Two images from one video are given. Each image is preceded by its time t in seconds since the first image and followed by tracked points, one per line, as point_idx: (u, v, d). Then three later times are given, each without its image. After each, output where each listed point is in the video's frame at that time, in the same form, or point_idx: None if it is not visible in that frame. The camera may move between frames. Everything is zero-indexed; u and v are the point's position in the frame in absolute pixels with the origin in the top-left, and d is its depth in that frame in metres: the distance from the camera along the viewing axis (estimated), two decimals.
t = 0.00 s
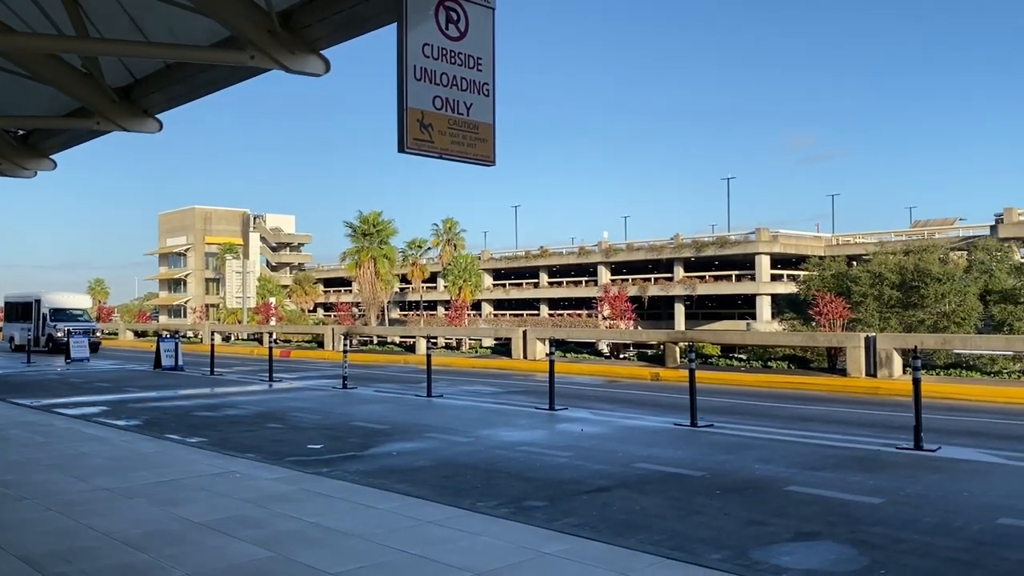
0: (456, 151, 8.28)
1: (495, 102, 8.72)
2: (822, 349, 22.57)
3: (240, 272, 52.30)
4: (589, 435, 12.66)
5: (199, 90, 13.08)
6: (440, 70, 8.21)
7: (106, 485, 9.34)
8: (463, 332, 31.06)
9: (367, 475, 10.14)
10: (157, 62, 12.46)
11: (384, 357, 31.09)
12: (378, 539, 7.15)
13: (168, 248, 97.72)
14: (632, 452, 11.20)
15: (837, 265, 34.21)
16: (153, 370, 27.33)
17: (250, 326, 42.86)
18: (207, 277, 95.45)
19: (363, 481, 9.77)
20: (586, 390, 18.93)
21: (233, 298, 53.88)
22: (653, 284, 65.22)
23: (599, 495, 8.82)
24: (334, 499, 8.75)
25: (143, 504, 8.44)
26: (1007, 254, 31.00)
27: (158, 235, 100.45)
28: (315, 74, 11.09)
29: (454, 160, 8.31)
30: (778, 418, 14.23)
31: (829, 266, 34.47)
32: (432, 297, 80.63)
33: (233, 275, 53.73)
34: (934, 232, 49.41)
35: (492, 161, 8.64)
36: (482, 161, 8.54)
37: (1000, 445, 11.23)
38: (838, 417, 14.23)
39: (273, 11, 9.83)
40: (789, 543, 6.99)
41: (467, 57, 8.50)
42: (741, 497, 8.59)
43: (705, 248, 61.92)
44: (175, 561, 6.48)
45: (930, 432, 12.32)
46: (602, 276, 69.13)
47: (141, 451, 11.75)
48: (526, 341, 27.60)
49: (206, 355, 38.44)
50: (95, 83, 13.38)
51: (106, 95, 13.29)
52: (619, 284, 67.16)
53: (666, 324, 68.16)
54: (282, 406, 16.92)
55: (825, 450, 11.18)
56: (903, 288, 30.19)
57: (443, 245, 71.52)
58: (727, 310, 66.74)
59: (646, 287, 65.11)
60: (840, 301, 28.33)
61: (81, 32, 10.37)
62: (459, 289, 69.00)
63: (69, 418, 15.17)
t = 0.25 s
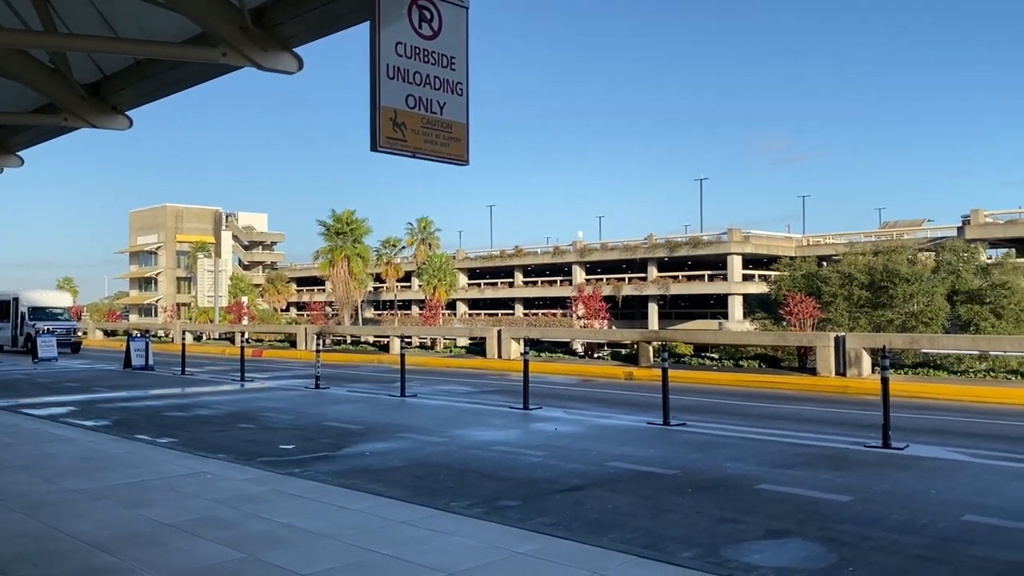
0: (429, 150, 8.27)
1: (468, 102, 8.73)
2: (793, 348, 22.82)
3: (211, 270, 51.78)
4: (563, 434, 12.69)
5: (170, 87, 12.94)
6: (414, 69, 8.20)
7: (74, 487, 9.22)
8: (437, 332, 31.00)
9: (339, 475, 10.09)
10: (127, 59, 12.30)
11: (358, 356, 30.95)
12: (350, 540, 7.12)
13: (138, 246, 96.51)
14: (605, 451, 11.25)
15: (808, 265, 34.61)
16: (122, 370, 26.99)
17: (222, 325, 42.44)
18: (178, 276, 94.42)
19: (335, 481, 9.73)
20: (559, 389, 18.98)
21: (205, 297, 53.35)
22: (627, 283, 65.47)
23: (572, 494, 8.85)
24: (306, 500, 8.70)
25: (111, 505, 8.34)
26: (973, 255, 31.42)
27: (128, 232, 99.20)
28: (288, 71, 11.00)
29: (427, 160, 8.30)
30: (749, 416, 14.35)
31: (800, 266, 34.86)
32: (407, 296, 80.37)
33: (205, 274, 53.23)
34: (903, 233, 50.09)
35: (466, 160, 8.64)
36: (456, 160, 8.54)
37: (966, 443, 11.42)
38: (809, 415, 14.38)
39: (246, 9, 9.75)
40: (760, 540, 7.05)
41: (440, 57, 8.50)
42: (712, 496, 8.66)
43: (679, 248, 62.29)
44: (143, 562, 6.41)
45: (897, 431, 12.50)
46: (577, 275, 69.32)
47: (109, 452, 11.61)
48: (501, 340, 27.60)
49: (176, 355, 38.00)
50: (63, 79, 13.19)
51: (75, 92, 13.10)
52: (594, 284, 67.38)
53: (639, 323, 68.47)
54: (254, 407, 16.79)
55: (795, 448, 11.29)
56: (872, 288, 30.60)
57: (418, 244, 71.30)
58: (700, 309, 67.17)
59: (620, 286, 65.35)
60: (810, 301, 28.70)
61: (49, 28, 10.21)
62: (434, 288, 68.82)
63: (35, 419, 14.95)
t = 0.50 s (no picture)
0: (399, 147, 8.22)
1: (439, 99, 8.68)
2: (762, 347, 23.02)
3: (178, 268, 51.05)
4: (534, 433, 12.68)
5: (136, 82, 12.75)
6: (384, 66, 8.13)
7: (36, 488, 9.04)
8: (408, 331, 30.85)
9: (308, 476, 9.99)
10: (91, 53, 12.08)
11: (327, 355, 30.70)
12: (319, 540, 7.05)
13: (104, 244, 94.99)
14: (576, 450, 11.25)
15: (776, 265, 34.95)
16: (87, 370, 26.52)
17: (190, 323, 41.81)
18: (145, 274, 93.09)
19: (304, 481, 9.63)
20: (531, 388, 18.96)
21: (171, 296, 52.61)
22: (598, 283, 65.64)
23: (543, 493, 8.84)
24: (275, 500, 8.60)
25: (74, 507, 8.19)
26: (938, 255, 31.84)
27: (93, 230, 97.63)
28: (256, 67, 10.87)
29: (397, 157, 8.25)
30: (719, 415, 14.44)
31: (769, 266, 35.19)
32: (377, 296, 79.93)
33: (171, 273, 52.49)
34: (869, 233, 50.72)
35: (436, 158, 8.62)
36: (426, 158, 8.51)
37: (931, 440, 11.59)
38: (777, 414, 14.51)
39: (214, 3, 9.60)
40: (729, 538, 7.09)
41: (411, 53, 8.45)
42: (683, 494, 8.70)
43: (649, 248, 62.60)
44: (107, 565, 6.30)
45: (864, 428, 12.65)
46: (548, 274, 69.39)
47: (73, 452, 11.40)
48: (472, 339, 27.53)
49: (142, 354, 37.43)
50: (25, 73, 12.92)
51: (37, 86, 12.85)
52: (565, 283, 67.46)
53: (610, 323, 68.68)
54: (222, 406, 16.59)
55: (764, 446, 11.38)
56: (840, 287, 30.96)
57: (388, 242, 70.94)
58: (670, 309, 67.55)
59: (591, 286, 65.51)
60: (779, 301, 29.02)
61: (11, 20, 9.99)
62: (405, 287, 68.45)
63: None
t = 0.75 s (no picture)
0: (373, 145, 8.19)
1: (414, 96, 8.65)
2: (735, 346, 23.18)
3: (149, 267, 50.41)
4: (508, 432, 12.68)
5: (105, 78, 12.58)
6: (358, 63, 8.08)
7: (2, 490, 8.88)
8: (382, 331, 30.69)
9: (281, 476, 9.90)
10: (60, 48, 11.91)
11: (301, 355, 30.47)
12: (291, 541, 6.99)
13: (73, 241, 93.64)
14: (550, 449, 11.26)
15: (749, 265, 35.21)
16: (55, 369, 26.11)
17: (161, 322, 41.34)
18: (115, 272, 91.89)
19: (276, 482, 9.55)
20: (505, 388, 18.95)
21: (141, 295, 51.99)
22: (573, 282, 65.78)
23: (517, 492, 8.84)
24: (247, 501, 8.52)
25: (41, 508, 8.05)
26: (908, 255, 32.23)
27: (62, 228, 96.20)
28: (228, 64, 10.77)
29: (371, 154, 8.22)
30: (692, 413, 14.52)
31: (742, 266, 35.44)
32: (351, 294, 79.51)
33: (142, 271, 51.83)
34: (840, 234, 51.25)
35: (410, 155, 8.60)
36: (400, 156, 8.49)
37: (900, 438, 11.74)
38: (750, 412, 14.62)
39: None
40: (702, 536, 7.12)
41: (385, 50, 8.40)
42: (656, 492, 8.73)
43: (624, 247, 62.84)
44: (74, 567, 6.20)
45: (835, 426, 12.78)
46: (523, 273, 69.44)
47: (40, 453, 11.22)
48: (446, 339, 27.46)
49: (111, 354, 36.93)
50: None
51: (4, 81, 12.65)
52: (540, 282, 67.53)
53: (585, 322, 68.82)
54: (193, 406, 16.41)
55: (736, 444, 11.46)
56: (811, 287, 31.26)
57: (363, 241, 70.58)
58: (645, 308, 67.85)
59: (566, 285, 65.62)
60: (751, 300, 29.32)
61: None
62: (379, 287, 68.14)
63: None
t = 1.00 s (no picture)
0: (342, 142, 8.15)
1: (383, 94, 8.62)
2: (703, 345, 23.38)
3: (114, 265, 49.64)
4: (479, 431, 12.68)
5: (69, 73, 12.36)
6: (326, 60, 8.03)
7: None
8: (352, 330, 30.51)
9: (249, 477, 9.81)
10: (22, 42, 11.67)
11: (269, 354, 30.21)
12: (258, 541, 6.94)
13: (35, 239, 92.01)
14: (521, 448, 11.27)
15: (717, 265, 35.52)
16: (17, 370, 25.61)
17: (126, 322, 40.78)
18: (79, 271, 90.45)
19: (244, 482, 9.47)
20: (475, 387, 18.95)
21: (106, 294, 51.23)
22: (543, 282, 65.90)
23: (487, 491, 8.84)
24: (214, 501, 8.43)
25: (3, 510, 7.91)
26: (873, 255, 32.70)
27: (24, 226, 94.49)
28: (197, 60, 10.62)
29: (339, 152, 8.18)
30: (661, 412, 14.63)
31: (710, 265, 35.73)
32: (321, 294, 78.95)
33: (107, 269, 51.04)
34: (807, 234, 51.89)
35: (380, 153, 8.56)
36: (369, 154, 8.46)
37: (865, 435, 11.92)
38: (718, 410, 14.76)
39: None
40: (670, 533, 7.18)
41: (354, 48, 8.36)
42: (625, 490, 8.78)
43: (594, 247, 63.10)
44: (36, 570, 6.10)
45: (801, 424, 12.94)
46: (494, 272, 69.46)
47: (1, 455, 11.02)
48: (417, 338, 27.38)
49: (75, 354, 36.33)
50: None
51: None
52: (511, 281, 67.59)
53: (556, 321, 68.97)
54: (159, 407, 16.21)
55: (705, 442, 11.56)
56: (778, 286, 31.60)
57: (332, 240, 70.13)
58: (615, 307, 68.15)
59: (537, 284, 65.71)
60: (719, 300, 29.62)
61: None
62: (349, 286, 67.75)
63: None
